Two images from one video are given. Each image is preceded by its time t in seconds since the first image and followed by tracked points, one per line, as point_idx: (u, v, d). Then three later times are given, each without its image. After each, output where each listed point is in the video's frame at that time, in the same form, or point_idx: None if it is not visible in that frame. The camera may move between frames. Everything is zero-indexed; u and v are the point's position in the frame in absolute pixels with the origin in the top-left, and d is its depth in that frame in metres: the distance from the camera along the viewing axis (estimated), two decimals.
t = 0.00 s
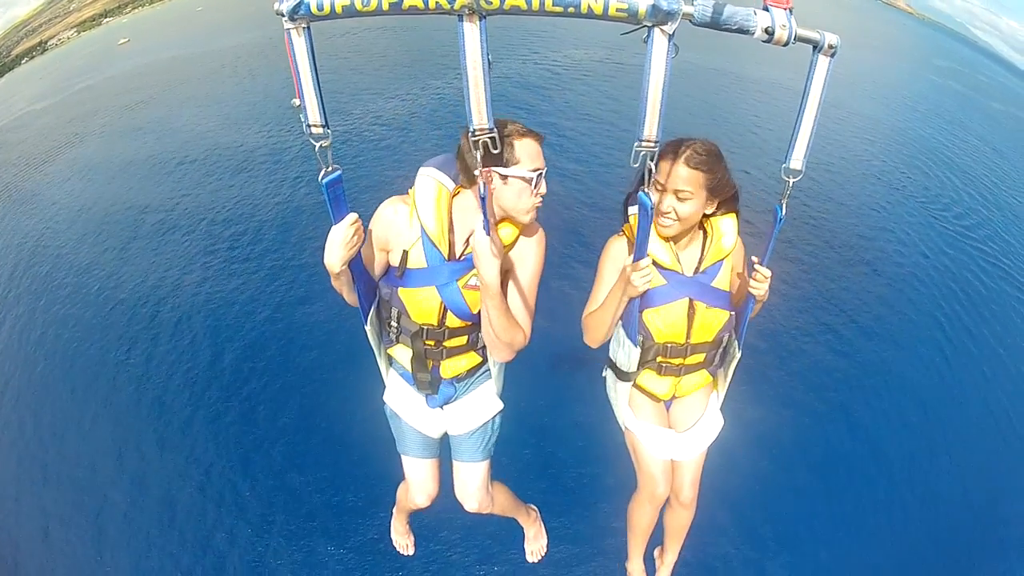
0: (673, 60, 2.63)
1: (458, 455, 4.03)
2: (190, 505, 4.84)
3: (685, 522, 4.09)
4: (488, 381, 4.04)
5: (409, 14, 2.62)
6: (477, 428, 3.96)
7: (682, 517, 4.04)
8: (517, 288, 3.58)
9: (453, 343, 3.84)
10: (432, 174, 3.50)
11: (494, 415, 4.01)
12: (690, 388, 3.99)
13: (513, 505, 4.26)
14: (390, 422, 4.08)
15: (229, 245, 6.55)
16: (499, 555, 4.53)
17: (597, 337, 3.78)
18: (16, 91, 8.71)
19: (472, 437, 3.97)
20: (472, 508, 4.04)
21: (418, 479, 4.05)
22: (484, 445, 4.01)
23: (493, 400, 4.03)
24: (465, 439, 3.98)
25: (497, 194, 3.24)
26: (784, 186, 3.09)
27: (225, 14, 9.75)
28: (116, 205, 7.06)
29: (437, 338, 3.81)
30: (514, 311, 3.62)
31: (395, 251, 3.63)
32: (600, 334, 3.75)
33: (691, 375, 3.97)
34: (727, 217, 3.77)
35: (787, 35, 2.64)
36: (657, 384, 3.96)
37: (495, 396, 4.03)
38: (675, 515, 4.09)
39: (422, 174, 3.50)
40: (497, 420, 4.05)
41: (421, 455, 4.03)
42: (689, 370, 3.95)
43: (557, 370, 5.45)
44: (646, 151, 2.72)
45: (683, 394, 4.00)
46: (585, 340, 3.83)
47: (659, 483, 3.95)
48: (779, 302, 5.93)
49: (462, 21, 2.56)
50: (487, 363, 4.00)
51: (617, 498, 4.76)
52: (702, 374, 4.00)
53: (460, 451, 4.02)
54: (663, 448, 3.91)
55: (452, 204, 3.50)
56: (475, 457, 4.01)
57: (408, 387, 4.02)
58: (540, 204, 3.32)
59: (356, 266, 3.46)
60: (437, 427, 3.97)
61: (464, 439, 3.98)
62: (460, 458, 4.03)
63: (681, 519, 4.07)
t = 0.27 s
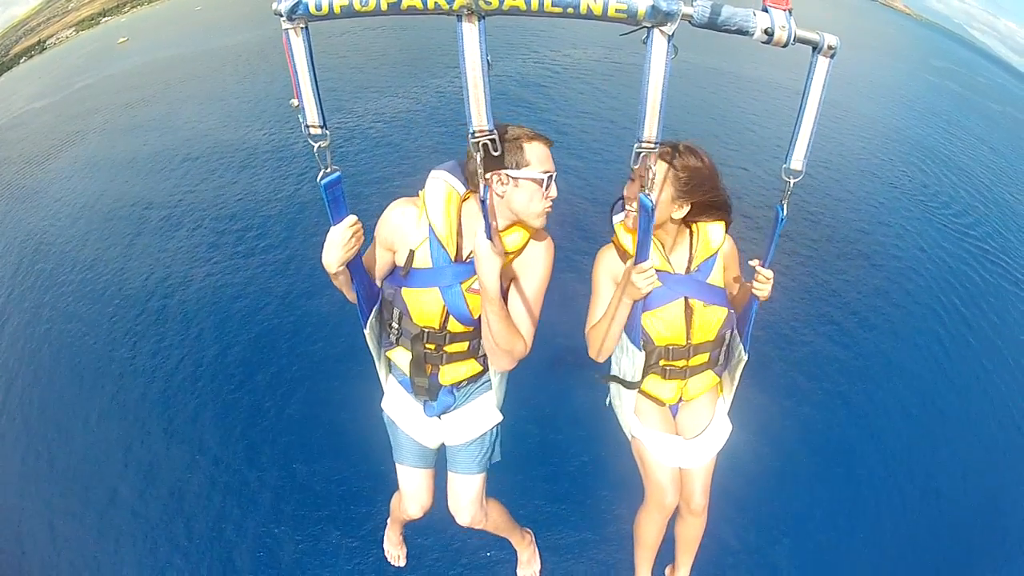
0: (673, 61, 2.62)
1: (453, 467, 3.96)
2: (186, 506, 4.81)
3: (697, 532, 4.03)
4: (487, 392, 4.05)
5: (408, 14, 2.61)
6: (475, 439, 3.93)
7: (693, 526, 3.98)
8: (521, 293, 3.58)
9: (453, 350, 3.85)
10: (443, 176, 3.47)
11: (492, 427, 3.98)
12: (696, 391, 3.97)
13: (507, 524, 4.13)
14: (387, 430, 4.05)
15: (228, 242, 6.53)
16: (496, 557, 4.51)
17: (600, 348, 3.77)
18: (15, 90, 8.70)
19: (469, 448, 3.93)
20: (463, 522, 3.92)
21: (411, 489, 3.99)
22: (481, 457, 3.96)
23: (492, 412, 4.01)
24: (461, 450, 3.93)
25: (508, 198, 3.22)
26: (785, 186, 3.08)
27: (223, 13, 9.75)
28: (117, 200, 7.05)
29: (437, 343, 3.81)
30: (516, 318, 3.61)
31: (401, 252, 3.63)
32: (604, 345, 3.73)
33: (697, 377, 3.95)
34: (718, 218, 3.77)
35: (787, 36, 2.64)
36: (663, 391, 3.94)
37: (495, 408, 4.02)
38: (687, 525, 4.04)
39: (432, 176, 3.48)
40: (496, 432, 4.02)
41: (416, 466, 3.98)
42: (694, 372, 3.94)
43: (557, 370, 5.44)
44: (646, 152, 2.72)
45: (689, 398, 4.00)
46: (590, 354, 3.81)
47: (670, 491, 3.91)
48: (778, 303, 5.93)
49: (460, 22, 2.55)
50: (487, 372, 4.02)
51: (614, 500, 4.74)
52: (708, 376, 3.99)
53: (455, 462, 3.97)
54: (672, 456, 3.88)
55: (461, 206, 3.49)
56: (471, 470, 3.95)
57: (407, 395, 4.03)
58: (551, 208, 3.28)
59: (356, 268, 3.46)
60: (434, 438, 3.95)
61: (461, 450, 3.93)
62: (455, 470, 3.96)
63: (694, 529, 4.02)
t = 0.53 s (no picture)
0: (674, 59, 2.62)
1: (445, 470, 3.95)
2: (182, 504, 4.81)
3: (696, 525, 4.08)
4: (479, 393, 4.01)
5: (409, 13, 2.61)
6: (467, 440, 3.93)
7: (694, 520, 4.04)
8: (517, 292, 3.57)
9: (444, 347, 3.82)
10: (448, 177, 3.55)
11: (484, 429, 3.97)
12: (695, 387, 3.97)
13: (499, 528, 4.13)
14: (379, 432, 4.06)
15: (226, 239, 6.51)
16: (489, 557, 4.51)
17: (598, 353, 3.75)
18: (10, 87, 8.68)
19: (460, 450, 3.92)
20: (455, 526, 3.92)
21: (403, 491, 4.00)
22: (472, 459, 3.95)
23: (484, 414, 4.00)
24: (453, 452, 3.93)
25: (515, 197, 3.31)
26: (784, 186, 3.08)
27: (219, 9, 9.73)
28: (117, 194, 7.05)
29: (429, 334, 3.78)
30: (509, 322, 3.60)
31: (404, 245, 3.66)
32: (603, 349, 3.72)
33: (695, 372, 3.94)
34: (699, 211, 3.79)
35: (788, 35, 2.64)
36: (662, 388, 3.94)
37: (487, 410, 4.01)
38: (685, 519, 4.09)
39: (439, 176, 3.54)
40: (488, 434, 4.00)
41: (407, 468, 3.98)
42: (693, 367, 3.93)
43: (556, 370, 5.45)
44: (648, 151, 2.70)
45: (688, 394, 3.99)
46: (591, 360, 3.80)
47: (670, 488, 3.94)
48: (774, 302, 5.92)
49: (462, 21, 2.56)
50: (479, 372, 4.01)
51: (608, 500, 4.75)
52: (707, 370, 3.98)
53: (447, 464, 3.96)
54: (672, 453, 3.90)
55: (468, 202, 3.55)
56: (463, 472, 3.93)
57: (397, 395, 4.01)
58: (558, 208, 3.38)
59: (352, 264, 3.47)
60: (426, 440, 3.95)
61: (452, 451, 3.93)
62: (446, 472, 3.95)
63: (693, 523, 4.07)
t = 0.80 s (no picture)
0: (673, 60, 2.60)
1: (446, 474, 3.95)
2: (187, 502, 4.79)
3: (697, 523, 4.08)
4: (478, 397, 4.02)
5: (407, 14, 2.60)
6: (468, 443, 3.92)
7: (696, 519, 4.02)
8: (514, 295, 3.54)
9: (443, 351, 3.81)
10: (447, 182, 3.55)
11: (484, 433, 3.96)
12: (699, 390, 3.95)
13: (503, 531, 4.12)
14: (378, 439, 4.03)
15: (229, 237, 6.50)
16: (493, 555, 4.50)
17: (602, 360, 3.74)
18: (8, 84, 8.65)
19: (460, 453, 3.91)
20: (457, 530, 3.92)
21: (402, 497, 3.99)
22: (472, 462, 3.94)
23: (484, 417, 4.00)
24: (454, 456, 3.92)
25: (516, 202, 3.31)
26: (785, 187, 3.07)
27: (218, 8, 9.70)
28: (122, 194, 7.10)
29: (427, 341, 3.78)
30: (509, 326, 3.58)
31: (401, 250, 3.64)
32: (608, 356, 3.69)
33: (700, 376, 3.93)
34: (691, 210, 3.80)
35: (788, 34, 2.62)
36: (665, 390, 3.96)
37: (486, 414, 4.01)
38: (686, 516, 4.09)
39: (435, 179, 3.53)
40: (488, 438, 4.00)
41: (408, 473, 3.97)
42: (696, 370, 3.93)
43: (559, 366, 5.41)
44: (648, 152, 2.69)
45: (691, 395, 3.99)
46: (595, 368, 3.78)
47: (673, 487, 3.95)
48: (778, 299, 5.92)
49: (460, 21, 2.55)
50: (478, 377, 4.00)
51: (611, 497, 4.73)
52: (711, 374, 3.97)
53: (447, 469, 3.95)
54: (676, 453, 3.92)
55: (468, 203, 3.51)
56: (462, 476, 3.93)
57: (395, 401, 4.00)
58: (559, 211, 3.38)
59: (348, 271, 3.45)
60: (425, 445, 3.93)
61: (452, 454, 3.92)
62: (447, 476, 3.95)
63: (695, 521, 4.06)
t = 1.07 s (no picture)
0: (673, 63, 2.63)
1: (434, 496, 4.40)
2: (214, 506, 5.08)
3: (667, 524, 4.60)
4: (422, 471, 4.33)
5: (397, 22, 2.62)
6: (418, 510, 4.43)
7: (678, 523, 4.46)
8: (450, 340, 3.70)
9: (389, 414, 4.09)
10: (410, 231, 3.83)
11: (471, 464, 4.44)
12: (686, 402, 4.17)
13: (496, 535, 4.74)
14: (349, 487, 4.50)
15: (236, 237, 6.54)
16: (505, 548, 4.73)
17: (516, 398, 3.60)
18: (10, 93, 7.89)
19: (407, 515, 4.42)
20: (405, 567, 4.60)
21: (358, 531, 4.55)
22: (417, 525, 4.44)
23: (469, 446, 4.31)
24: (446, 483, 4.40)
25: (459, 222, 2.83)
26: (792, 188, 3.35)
27: None
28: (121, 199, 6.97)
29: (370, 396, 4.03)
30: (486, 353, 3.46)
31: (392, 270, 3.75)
32: (524, 395, 3.59)
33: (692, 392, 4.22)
34: (677, 216, 3.99)
35: (789, 34, 2.78)
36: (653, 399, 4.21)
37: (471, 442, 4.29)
38: (653, 519, 4.55)
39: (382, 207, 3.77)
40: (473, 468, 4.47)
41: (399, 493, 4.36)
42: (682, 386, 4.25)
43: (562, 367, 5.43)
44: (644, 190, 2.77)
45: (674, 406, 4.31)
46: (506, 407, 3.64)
47: (666, 489, 4.50)
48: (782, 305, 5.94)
49: (451, 32, 2.58)
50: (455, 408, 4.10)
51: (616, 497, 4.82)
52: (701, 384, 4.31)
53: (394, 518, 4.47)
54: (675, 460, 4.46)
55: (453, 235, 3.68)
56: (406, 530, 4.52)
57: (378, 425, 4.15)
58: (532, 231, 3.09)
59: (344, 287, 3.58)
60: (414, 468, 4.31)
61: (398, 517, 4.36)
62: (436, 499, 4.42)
63: (659, 522, 4.56)
